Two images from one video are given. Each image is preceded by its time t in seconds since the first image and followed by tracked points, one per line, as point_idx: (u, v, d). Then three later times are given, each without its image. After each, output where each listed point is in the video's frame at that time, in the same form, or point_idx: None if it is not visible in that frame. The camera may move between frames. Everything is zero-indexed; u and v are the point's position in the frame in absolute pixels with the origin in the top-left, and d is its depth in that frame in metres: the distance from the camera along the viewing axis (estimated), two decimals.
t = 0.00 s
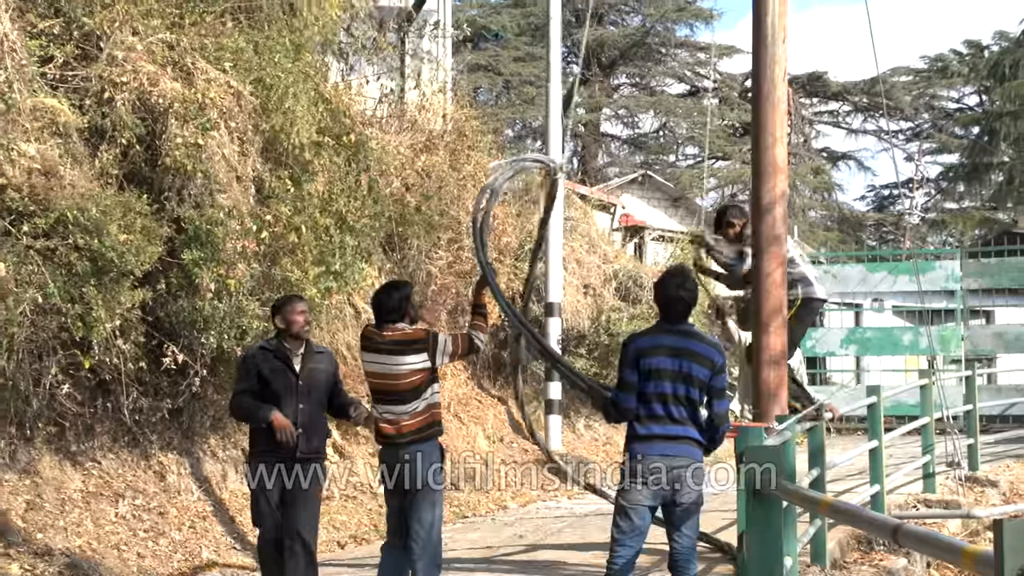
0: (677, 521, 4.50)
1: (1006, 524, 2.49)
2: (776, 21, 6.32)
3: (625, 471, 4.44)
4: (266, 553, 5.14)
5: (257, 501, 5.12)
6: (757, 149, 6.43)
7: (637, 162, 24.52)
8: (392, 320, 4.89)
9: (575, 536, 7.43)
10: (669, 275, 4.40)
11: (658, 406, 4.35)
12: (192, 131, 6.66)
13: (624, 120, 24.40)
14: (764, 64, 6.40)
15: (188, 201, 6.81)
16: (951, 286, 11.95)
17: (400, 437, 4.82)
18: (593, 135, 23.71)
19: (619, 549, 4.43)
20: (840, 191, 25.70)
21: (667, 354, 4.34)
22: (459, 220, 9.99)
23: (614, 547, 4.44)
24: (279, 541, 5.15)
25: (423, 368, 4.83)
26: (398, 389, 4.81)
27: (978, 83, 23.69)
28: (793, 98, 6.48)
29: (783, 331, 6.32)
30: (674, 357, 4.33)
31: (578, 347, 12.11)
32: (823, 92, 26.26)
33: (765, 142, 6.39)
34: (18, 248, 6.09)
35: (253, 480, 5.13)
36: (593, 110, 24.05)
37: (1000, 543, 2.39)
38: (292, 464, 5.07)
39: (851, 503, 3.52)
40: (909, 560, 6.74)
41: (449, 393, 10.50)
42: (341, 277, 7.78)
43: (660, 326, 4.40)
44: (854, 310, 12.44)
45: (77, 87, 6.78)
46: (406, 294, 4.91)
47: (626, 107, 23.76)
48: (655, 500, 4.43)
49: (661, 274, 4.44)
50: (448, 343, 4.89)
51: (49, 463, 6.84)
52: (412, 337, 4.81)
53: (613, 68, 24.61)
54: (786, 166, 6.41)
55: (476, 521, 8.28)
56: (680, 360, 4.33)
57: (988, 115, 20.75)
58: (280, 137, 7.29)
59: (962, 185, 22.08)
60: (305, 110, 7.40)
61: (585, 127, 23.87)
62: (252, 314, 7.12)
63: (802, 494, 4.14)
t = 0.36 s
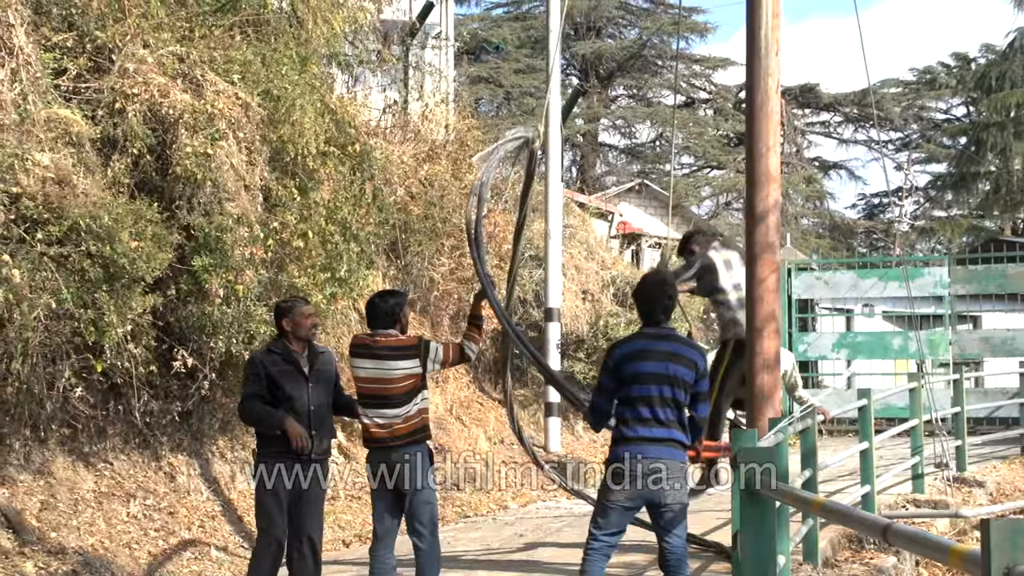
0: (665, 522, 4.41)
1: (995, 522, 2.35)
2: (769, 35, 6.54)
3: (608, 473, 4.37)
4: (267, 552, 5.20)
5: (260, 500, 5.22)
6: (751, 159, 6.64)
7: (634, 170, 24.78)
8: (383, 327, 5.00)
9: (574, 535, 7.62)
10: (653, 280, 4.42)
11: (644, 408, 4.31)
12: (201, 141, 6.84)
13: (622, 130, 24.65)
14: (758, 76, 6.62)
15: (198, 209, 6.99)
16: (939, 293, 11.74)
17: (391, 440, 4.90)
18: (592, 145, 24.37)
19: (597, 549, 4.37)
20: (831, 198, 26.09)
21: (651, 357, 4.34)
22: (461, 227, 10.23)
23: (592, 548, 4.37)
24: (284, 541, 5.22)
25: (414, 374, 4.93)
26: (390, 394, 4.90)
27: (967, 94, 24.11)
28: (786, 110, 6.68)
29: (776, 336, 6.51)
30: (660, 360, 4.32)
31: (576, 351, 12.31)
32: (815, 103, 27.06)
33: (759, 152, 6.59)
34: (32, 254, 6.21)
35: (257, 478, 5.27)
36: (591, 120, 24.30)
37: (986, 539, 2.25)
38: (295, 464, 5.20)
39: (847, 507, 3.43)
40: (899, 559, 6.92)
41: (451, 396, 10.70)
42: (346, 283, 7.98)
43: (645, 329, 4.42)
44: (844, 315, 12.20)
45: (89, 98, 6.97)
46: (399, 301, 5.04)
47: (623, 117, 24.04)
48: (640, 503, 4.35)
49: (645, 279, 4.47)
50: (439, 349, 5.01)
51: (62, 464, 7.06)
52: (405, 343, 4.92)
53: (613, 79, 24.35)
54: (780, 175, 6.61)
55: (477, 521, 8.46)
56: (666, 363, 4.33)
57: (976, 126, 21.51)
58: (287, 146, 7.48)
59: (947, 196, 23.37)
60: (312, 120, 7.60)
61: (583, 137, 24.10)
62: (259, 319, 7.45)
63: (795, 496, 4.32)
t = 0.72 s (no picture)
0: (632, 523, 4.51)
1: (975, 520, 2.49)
2: (760, 50, 6.86)
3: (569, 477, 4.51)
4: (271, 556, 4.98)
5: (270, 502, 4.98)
6: (742, 169, 6.93)
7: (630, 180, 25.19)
8: (383, 331, 5.01)
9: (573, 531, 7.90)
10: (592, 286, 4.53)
11: (590, 411, 4.45)
12: (213, 152, 7.13)
13: (619, 141, 25.01)
14: (749, 90, 6.91)
15: (210, 217, 7.25)
16: (923, 298, 11.99)
17: (396, 440, 4.88)
18: (589, 155, 24.30)
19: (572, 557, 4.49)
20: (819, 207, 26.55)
21: (589, 360, 4.50)
22: (462, 234, 10.58)
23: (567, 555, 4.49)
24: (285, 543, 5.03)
25: (416, 373, 4.90)
26: (393, 395, 4.88)
27: (946, 108, 24.96)
28: (775, 122, 6.98)
29: (767, 339, 6.79)
30: (598, 363, 4.48)
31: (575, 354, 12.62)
32: (802, 115, 27.52)
33: (749, 163, 6.88)
34: (52, 259, 6.51)
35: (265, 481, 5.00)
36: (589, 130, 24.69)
37: (969, 536, 2.39)
38: (306, 461, 5.06)
39: (830, 502, 3.58)
40: (884, 553, 7.19)
41: (453, 397, 11.00)
42: (353, 288, 8.28)
43: (585, 335, 4.59)
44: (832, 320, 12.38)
45: (106, 110, 7.24)
46: (398, 308, 5.06)
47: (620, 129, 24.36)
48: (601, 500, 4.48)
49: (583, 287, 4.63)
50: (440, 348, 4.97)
51: (80, 463, 7.39)
52: (403, 343, 4.91)
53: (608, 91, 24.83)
54: (770, 185, 6.90)
55: (479, 516, 8.75)
56: (604, 365, 4.47)
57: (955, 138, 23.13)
58: (296, 157, 7.78)
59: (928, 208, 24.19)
60: (320, 131, 7.89)
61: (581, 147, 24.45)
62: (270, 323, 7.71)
63: (784, 492, 4.57)
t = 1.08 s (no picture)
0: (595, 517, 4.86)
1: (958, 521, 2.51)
2: (751, 67, 7.14)
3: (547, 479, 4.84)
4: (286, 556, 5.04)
5: (283, 505, 5.02)
6: (735, 183, 7.18)
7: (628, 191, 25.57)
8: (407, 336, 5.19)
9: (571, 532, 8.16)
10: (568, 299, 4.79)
11: (567, 416, 4.77)
12: (224, 166, 7.39)
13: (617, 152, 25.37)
14: (741, 105, 7.17)
15: (220, 229, 7.51)
16: (910, 306, 12.20)
17: (411, 442, 5.07)
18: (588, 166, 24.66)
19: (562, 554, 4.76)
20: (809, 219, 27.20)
21: (566, 369, 4.80)
22: (464, 245, 10.87)
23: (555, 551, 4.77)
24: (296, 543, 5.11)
25: (435, 381, 5.08)
26: (412, 399, 5.06)
27: (937, 120, 26.47)
28: (766, 137, 7.25)
29: (759, 346, 7.03)
30: (575, 372, 4.78)
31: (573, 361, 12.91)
32: (793, 130, 28.01)
33: (741, 176, 7.14)
34: (68, 270, 6.79)
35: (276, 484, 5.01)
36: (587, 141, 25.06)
37: (949, 539, 2.40)
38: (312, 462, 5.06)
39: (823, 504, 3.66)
40: (872, 554, 7.44)
41: (455, 403, 11.28)
42: (359, 298, 8.54)
43: (562, 344, 4.88)
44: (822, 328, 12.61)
45: (120, 126, 7.47)
46: (423, 315, 5.22)
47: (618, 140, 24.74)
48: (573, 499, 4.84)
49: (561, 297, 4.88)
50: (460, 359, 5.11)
51: (94, 466, 7.65)
52: (425, 351, 5.09)
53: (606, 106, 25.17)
54: (761, 197, 7.15)
55: (480, 518, 9.00)
56: (581, 374, 4.77)
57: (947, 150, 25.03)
58: (304, 171, 8.05)
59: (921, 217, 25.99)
60: (325, 146, 8.18)
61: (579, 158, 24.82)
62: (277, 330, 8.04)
63: (775, 496, 4.76)
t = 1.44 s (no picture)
0: (578, 517, 5.10)
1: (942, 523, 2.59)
2: (742, 85, 7.41)
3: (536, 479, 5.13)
4: (295, 551, 5.27)
5: (296, 502, 5.25)
6: (727, 195, 7.45)
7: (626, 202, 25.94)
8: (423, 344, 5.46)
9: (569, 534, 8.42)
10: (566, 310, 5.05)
11: (557, 421, 5.04)
12: (233, 179, 7.64)
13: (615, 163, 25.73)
14: (732, 121, 7.44)
15: (230, 240, 7.77)
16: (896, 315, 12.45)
17: (430, 444, 5.35)
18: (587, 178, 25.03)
19: (537, 553, 5.10)
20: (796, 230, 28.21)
21: (559, 375, 5.04)
22: (465, 256, 11.16)
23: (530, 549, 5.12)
24: (305, 540, 5.33)
25: (452, 386, 5.37)
26: (430, 405, 5.35)
27: (914, 139, 30.02)
28: (757, 151, 7.52)
29: (750, 354, 7.29)
30: (567, 379, 5.02)
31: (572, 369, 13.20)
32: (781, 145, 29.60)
33: (733, 189, 7.41)
34: (82, 280, 7.06)
35: (289, 483, 5.23)
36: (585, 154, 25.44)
37: (935, 540, 2.48)
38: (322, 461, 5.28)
39: (812, 506, 3.76)
40: (860, 555, 7.69)
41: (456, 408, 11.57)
42: (363, 306, 8.83)
43: (558, 352, 5.12)
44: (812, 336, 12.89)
45: (133, 140, 7.75)
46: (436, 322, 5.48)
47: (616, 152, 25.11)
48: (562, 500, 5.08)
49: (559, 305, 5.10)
50: (484, 368, 5.43)
51: (107, 469, 7.91)
52: (443, 358, 5.37)
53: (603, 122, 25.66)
54: (752, 209, 7.41)
55: (480, 520, 9.27)
56: (572, 382, 5.01)
57: (925, 167, 27.77)
58: (310, 184, 8.32)
59: (899, 231, 28.97)
60: (331, 160, 8.48)
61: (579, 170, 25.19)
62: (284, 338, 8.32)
63: (766, 497, 4.96)
